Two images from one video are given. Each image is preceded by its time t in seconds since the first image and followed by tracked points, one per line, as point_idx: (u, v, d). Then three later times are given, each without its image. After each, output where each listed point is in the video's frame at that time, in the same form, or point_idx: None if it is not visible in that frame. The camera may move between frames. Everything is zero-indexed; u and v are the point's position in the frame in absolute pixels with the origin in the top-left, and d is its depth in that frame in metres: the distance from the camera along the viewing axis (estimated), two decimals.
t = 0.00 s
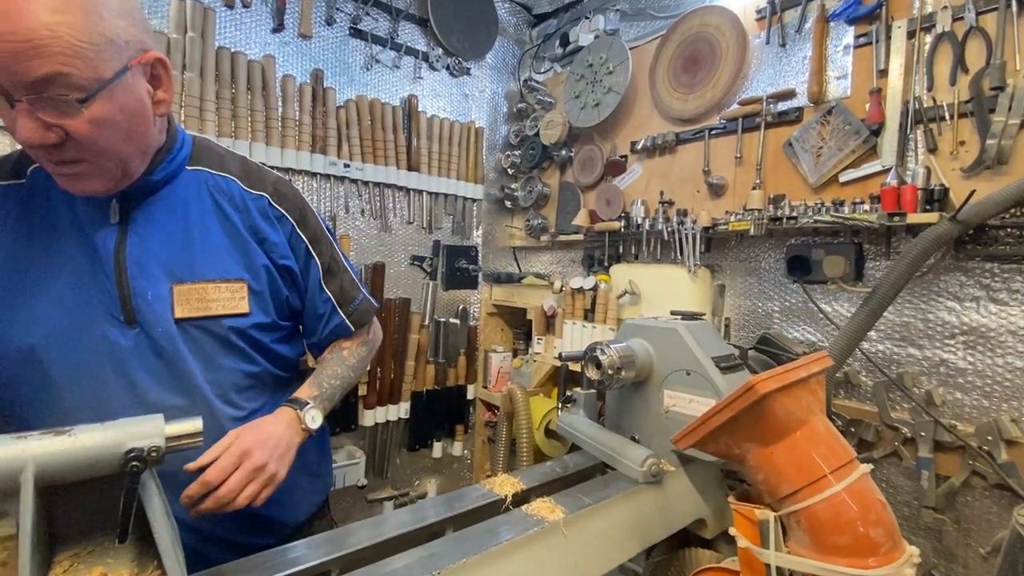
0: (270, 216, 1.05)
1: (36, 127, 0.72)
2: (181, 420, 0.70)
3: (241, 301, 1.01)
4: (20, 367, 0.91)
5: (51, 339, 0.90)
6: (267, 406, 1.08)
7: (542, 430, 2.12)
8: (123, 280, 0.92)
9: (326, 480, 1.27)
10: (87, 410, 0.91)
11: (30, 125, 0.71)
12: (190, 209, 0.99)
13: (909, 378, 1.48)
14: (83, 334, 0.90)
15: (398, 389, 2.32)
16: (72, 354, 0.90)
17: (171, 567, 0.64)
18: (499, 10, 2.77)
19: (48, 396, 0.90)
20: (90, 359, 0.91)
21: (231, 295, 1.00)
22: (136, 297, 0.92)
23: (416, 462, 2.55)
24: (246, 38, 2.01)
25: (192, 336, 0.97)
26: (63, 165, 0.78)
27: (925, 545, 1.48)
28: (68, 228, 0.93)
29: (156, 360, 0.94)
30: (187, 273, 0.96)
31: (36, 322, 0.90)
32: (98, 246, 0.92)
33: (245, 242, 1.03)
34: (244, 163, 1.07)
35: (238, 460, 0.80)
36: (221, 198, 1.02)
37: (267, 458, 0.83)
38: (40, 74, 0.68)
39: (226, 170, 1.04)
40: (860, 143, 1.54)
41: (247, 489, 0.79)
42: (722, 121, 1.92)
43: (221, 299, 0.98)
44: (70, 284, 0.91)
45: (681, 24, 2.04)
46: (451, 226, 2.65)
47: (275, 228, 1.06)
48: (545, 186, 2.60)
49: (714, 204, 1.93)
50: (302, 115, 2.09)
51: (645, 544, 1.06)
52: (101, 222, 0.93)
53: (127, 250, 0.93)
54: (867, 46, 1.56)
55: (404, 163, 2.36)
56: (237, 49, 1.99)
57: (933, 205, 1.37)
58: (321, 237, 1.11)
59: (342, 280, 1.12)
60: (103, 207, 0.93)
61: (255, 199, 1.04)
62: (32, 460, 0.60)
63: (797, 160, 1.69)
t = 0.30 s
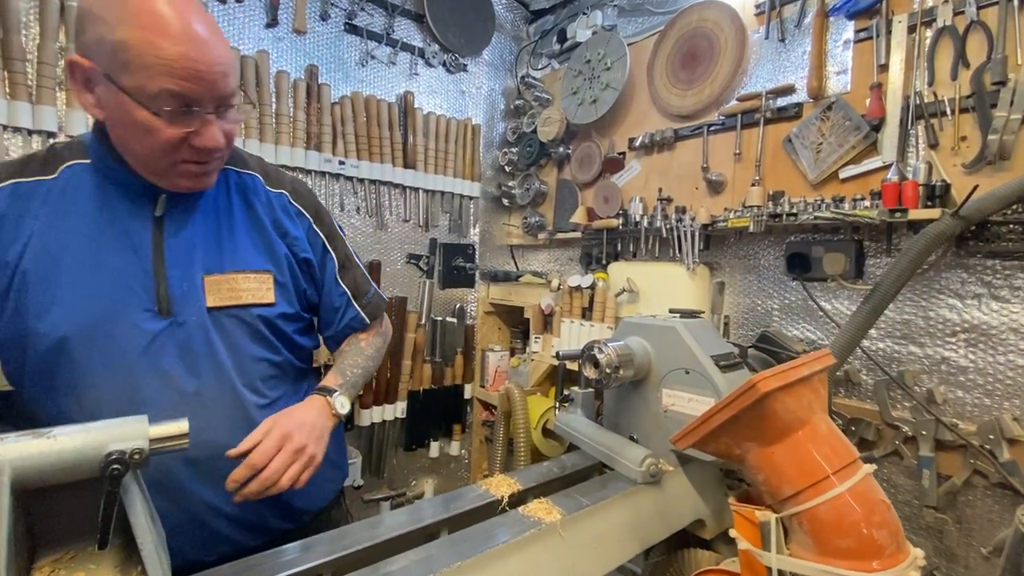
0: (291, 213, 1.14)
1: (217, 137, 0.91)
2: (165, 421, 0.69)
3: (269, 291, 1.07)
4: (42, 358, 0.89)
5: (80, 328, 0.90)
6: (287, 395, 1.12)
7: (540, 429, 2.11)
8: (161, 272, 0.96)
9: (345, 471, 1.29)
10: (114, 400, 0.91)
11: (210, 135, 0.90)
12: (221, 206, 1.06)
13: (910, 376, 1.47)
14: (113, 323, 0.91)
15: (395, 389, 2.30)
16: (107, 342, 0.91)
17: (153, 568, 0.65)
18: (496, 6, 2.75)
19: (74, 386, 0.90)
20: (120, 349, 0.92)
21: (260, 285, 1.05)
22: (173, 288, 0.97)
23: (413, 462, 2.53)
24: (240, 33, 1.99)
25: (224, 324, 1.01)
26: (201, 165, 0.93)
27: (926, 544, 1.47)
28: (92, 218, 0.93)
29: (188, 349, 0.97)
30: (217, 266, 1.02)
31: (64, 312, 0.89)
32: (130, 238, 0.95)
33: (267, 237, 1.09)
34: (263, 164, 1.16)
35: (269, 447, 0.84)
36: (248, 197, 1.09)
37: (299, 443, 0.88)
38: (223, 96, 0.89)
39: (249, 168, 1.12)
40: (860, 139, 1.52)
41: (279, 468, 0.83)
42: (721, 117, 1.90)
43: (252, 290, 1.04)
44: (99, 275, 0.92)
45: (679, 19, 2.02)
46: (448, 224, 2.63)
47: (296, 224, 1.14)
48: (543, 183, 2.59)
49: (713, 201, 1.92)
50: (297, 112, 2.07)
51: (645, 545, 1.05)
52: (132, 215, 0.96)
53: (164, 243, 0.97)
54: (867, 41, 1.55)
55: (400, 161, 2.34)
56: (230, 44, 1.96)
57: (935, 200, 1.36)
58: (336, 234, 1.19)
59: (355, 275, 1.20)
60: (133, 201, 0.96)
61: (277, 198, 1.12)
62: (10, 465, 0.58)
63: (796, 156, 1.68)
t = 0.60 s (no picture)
0: (382, 234, 1.35)
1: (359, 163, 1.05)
2: (166, 421, 0.69)
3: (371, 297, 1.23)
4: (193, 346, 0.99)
5: (229, 321, 1.01)
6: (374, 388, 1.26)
7: (541, 429, 2.11)
8: (296, 276, 1.09)
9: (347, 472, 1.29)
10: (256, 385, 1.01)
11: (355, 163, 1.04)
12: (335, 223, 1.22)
13: (913, 376, 1.46)
14: (256, 319, 1.03)
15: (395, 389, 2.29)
16: (250, 335, 1.02)
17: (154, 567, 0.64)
18: (496, 5, 2.75)
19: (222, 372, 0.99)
20: (261, 340, 1.02)
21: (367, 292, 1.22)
22: (306, 290, 1.10)
23: (414, 462, 2.52)
24: (240, 31, 1.98)
25: (341, 323, 1.15)
26: (337, 184, 1.07)
27: (929, 544, 1.46)
28: (237, 225, 1.05)
29: (315, 345, 1.09)
30: (337, 274, 1.17)
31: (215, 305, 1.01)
32: (270, 245, 1.08)
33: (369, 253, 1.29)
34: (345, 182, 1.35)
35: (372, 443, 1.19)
36: (355, 219, 1.28)
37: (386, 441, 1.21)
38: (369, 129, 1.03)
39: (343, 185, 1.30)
40: (863, 138, 1.52)
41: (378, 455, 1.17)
42: (722, 117, 1.90)
43: (363, 295, 1.20)
44: (244, 275, 1.04)
45: (681, 18, 2.02)
46: (449, 224, 2.62)
47: (385, 244, 1.35)
48: (544, 183, 2.58)
49: (715, 200, 1.91)
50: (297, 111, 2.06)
51: (645, 545, 1.05)
52: (269, 226, 1.09)
53: (295, 251, 1.11)
54: (870, 40, 1.54)
55: (400, 160, 2.34)
56: (230, 43, 1.95)
57: (938, 200, 1.35)
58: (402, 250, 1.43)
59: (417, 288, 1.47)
60: (269, 214, 1.10)
61: (374, 221, 1.33)
62: (9, 466, 0.59)
63: (798, 155, 1.67)
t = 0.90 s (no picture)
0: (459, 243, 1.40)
1: (427, 200, 1.09)
2: (167, 420, 0.71)
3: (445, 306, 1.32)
4: (308, 335, 1.11)
5: (335, 317, 1.11)
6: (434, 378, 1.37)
7: (541, 428, 2.11)
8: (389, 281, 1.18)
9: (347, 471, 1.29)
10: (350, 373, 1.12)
11: (422, 199, 1.08)
12: (422, 234, 1.29)
13: (912, 375, 1.46)
14: (353, 317, 1.13)
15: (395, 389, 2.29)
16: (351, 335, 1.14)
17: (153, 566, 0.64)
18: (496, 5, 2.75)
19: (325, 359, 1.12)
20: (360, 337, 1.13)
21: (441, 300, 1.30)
22: (396, 294, 1.19)
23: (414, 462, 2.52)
24: (239, 31, 1.97)
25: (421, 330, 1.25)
26: (408, 214, 1.13)
27: (928, 543, 1.47)
28: (348, 230, 1.15)
29: (399, 342, 1.20)
30: (419, 282, 1.24)
31: (327, 302, 1.10)
32: (369, 251, 1.17)
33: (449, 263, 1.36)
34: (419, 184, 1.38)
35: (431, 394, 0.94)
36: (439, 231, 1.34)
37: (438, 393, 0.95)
38: (445, 174, 1.07)
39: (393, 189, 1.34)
40: (862, 137, 1.52)
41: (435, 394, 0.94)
42: (722, 116, 1.90)
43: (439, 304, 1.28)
44: (351, 276, 1.14)
45: (681, 18, 2.02)
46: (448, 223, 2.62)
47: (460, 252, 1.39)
48: (543, 182, 2.58)
49: (715, 200, 1.91)
50: (296, 110, 2.06)
51: (645, 544, 1.06)
52: (372, 235, 1.18)
53: (390, 260, 1.19)
54: (870, 39, 1.54)
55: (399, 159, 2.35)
56: (229, 42, 1.94)
57: (938, 199, 1.35)
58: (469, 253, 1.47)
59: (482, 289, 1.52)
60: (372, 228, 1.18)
61: (452, 234, 1.38)
62: (10, 464, 0.60)
63: (798, 154, 1.67)
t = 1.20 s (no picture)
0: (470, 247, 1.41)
1: (423, 194, 1.07)
2: (167, 419, 0.71)
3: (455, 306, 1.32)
4: (324, 330, 1.11)
5: (352, 313, 1.11)
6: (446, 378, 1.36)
7: (541, 428, 2.11)
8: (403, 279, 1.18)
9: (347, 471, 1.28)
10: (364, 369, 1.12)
11: (417, 191, 1.06)
12: (436, 235, 1.29)
13: (912, 375, 1.46)
14: (369, 314, 1.13)
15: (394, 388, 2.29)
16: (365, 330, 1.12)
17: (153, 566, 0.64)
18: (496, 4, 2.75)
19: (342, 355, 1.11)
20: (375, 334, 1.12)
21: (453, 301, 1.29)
22: (410, 293, 1.19)
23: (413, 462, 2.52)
24: (239, 29, 1.97)
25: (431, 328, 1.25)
26: (408, 209, 1.11)
27: (928, 543, 1.47)
28: (364, 229, 1.16)
29: (414, 341, 1.19)
30: (431, 282, 1.25)
31: (343, 297, 1.11)
32: (384, 249, 1.17)
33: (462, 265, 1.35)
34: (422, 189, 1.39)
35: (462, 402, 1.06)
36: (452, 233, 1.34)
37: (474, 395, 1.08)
38: (440, 167, 1.04)
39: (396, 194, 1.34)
40: (863, 137, 1.52)
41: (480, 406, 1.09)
42: (722, 116, 1.90)
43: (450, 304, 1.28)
44: (366, 273, 1.14)
45: (681, 17, 2.02)
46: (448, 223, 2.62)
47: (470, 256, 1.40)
48: (543, 182, 2.58)
49: (715, 199, 1.91)
50: (296, 109, 2.06)
51: (645, 544, 1.06)
52: (387, 234, 1.18)
53: (404, 260, 1.19)
54: (870, 38, 1.54)
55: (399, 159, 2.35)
56: (229, 41, 1.94)
57: (938, 199, 1.35)
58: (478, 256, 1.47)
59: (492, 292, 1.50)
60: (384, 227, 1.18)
61: (465, 236, 1.38)
62: (9, 463, 0.60)
63: (798, 154, 1.67)
